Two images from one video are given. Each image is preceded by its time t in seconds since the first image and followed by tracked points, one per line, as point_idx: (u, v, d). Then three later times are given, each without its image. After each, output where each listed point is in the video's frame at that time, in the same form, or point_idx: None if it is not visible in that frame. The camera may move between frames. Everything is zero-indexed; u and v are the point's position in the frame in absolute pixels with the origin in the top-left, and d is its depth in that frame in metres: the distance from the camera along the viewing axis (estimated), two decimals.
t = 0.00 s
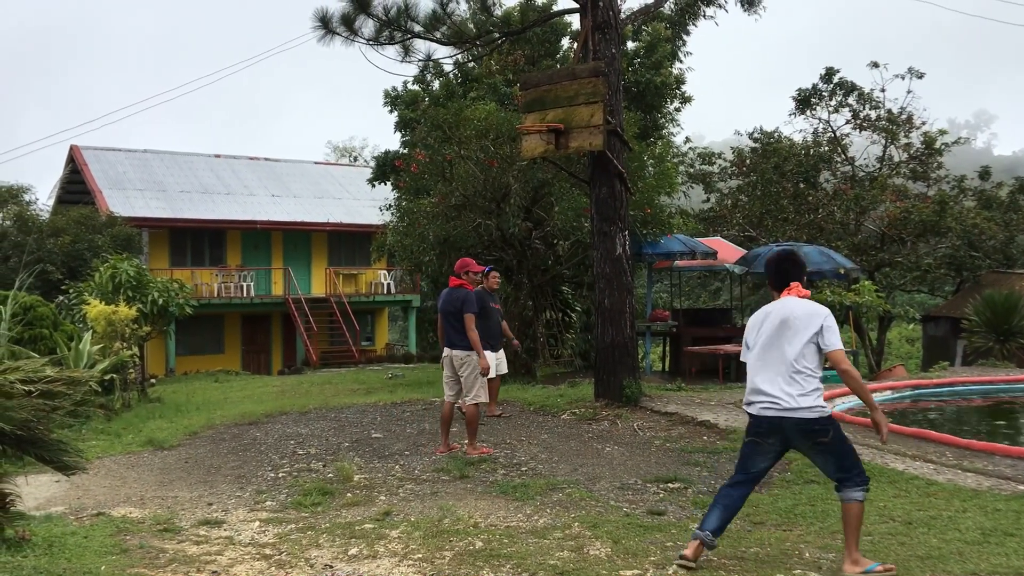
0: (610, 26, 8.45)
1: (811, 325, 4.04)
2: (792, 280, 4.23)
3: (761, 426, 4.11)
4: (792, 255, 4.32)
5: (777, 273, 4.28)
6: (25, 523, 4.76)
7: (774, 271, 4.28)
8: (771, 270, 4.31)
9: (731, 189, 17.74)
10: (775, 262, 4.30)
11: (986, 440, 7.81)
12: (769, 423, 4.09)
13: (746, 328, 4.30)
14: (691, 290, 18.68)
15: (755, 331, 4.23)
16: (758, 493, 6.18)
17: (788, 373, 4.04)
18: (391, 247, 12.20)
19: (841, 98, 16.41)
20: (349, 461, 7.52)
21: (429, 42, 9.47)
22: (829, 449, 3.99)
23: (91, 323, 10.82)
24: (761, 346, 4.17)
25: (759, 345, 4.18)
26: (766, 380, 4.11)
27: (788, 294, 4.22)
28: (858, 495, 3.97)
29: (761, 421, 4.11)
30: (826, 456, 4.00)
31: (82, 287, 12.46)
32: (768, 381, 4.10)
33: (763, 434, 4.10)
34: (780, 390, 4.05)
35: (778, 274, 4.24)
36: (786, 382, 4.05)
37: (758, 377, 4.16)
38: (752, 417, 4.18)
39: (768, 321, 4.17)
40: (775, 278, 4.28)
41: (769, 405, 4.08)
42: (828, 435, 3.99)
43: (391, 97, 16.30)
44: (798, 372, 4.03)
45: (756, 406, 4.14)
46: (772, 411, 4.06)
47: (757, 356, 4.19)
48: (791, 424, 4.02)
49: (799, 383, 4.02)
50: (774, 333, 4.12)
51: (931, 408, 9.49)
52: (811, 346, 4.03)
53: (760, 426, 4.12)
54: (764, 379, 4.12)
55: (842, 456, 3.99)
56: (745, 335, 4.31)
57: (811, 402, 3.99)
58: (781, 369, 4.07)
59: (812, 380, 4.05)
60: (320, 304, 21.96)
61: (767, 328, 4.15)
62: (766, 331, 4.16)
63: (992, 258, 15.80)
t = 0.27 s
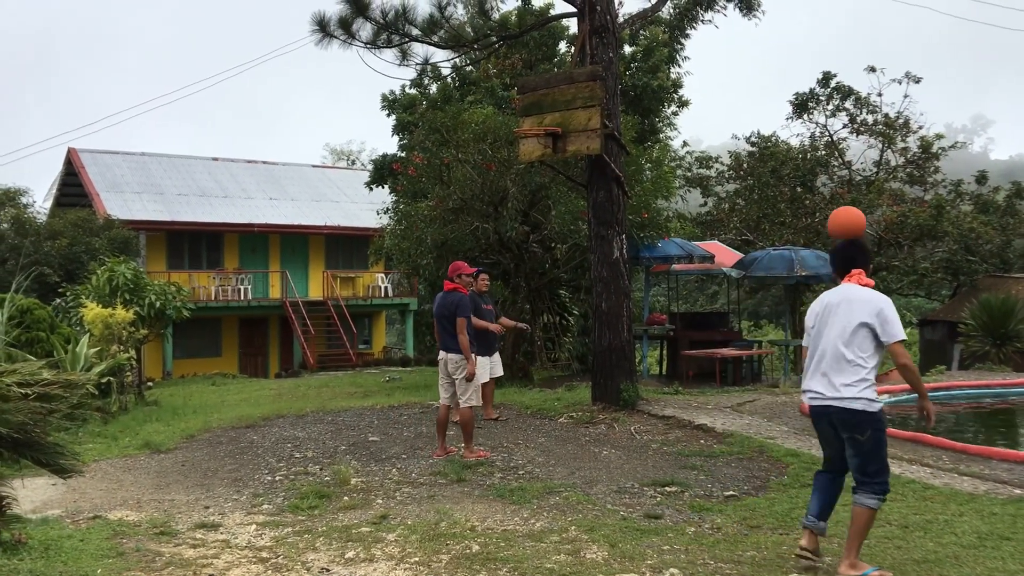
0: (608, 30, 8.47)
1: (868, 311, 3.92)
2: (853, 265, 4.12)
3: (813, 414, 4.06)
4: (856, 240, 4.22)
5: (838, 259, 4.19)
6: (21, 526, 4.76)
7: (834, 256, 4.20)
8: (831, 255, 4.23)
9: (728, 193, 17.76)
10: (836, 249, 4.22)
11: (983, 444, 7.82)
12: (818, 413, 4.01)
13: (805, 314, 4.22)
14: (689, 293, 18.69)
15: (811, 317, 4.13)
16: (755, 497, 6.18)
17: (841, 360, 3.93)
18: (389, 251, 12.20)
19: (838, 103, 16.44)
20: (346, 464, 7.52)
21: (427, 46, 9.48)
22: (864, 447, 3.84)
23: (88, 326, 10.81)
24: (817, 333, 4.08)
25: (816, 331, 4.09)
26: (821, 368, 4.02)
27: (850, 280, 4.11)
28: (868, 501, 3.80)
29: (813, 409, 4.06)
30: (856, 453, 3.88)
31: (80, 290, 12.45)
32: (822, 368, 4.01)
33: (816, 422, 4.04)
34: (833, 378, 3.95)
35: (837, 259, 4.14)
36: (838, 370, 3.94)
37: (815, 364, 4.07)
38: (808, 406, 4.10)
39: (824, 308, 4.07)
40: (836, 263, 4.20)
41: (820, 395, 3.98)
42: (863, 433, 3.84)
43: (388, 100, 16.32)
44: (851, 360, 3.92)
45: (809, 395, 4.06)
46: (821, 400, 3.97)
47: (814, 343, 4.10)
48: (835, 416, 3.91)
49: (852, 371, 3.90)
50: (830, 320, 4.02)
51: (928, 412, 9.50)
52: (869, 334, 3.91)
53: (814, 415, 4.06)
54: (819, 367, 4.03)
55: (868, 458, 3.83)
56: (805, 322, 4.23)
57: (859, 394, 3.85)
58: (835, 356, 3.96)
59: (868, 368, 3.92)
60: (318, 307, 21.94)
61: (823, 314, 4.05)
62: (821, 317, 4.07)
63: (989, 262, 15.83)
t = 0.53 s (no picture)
0: (600, 33, 8.48)
1: (895, 320, 4.02)
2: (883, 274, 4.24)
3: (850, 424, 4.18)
4: (887, 250, 4.32)
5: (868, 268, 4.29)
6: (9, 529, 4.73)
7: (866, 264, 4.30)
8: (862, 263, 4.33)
9: (719, 196, 17.81)
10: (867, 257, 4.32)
11: (972, 447, 7.86)
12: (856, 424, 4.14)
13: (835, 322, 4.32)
14: (680, 296, 18.73)
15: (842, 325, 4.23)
16: (745, 499, 6.20)
17: (873, 370, 4.04)
18: (381, 253, 12.20)
19: (829, 106, 16.51)
20: (338, 466, 7.51)
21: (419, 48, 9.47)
22: (904, 453, 3.96)
23: (78, 328, 10.75)
24: (847, 342, 4.19)
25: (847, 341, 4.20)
26: (853, 377, 4.14)
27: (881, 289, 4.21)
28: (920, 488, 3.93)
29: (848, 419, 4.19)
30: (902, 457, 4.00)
31: (70, 291, 12.39)
32: (854, 377, 4.12)
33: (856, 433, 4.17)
34: (866, 387, 4.06)
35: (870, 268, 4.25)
36: (869, 379, 4.06)
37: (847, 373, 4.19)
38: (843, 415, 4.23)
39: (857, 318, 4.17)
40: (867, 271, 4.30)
41: (854, 404, 4.11)
42: (901, 440, 3.96)
43: (381, 103, 16.32)
44: (883, 370, 4.02)
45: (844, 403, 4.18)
46: (856, 409, 4.10)
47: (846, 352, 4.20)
48: (871, 427, 4.04)
49: (883, 381, 4.01)
50: (861, 329, 4.13)
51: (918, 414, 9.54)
52: (900, 344, 4.01)
53: (851, 425, 4.19)
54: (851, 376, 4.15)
55: (911, 460, 3.96)
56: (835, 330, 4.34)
57: (892, 403, 3.97)
58: (867, 365, 4.07)
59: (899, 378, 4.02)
60: (309, 309, 21.90)
61: (854, 323, 4.15)
62: (853, 326, 4.17)
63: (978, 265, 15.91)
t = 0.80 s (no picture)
0: (584, 33, 8.51)
1: (939, 326, 4.14)
2: (923, 280, 4.31)
3: (867, 423, 4.21)
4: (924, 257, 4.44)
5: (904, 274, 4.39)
6: None
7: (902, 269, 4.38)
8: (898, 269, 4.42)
9: (703, 196, 17.89)
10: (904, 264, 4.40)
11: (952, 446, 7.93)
12: (875, 423, 4.17)
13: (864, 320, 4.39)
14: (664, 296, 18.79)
15: (875, 324, 4.31)
16: (729, 498, 6.23)
17: (903, 369, 4.11)
18: (365, 252, 12.18)
19: (812, 107, 16.61)
20: (321, 466, 7.48)
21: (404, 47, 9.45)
22: (927, 451, 4.01)
23: (59, 327, 10.65)
24: (878, 340, 4.26)
25: (878, 339, 4.27)
26: (878, 375, 4.20)
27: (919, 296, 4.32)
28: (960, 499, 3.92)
29: (865, 417, 4.22)
30: (923, 457, 4.04)
31: (51, 290, 12.27)
32: (880, 374, 4.18)
33: (872, 431, 4.19)
34: (891, 385, 4.12)
35: (908, 273, 4.31)
36: (896, 377, 4.12)
37: (872, 370, 4.24)
38: (859, 413, 4.26)
39: (892, 319, 4.26)
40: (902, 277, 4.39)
41: (876, 399, 4.15)
42: (926, 438, 4.00)
43: (365, 102, 16.29)
44: (914, 370, 4.09)
45: (863, 399, 4.22)
46: (877, 405, 4.14)
47: (875, 350, 4.27)
48: (894, 424, 4.08)
49: (912, 380, 4.07)
50: (897, 330, 4.22)
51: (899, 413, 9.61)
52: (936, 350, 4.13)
53: (867, 425, 4.21)
54: (876, 372, 4.21)
55: (934, 459, 4.00)
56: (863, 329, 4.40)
57: (922, 401, 4.03)
58: (896, 364, 4.14)
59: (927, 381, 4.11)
60: (293, 309, 21.81)
61: (891, 323, 4.24)
62: (887, 326, 4.26)
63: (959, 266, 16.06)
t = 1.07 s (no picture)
0: (562, 30, 8.52)
1: (956, 325, 4.18)
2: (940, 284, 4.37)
3: (878, 417, 4.25)
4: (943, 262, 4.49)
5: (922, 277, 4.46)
6: None
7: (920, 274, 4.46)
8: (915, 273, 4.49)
9: (680, 195, 17.99)
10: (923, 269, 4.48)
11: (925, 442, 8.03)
12: (887, 417, 4.21)
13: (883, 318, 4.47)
14: (641, 293, 18.87)
15: (894, 322, 4.38)
16: (704, 494, 6.27)
17: (917, 364, 4.16)
18: (342, 249, 12.15)
19: (787, 107, 16.74)
20: (297, 464, 7.45)
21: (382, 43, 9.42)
22: (938, 448, 4.05)
23: (31, 324, 10.50)
24: (895, 336, 4.33)
25: (895, 336, 4.34)
26: (892, 370, 4.26)
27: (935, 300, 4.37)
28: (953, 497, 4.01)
29: (876, 411, 4.27)
30: (931, 454, 4.08)
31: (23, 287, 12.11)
32: (895, 369, 4.24)
33: (883, 426, 4.23)
34: (904, 379, 4.18)
35: (929, 276, 4.40)
36: (909, 373, 4.17)
37: (888, 366, 4.30)
38: (872, 407, 4.32)
39: (910, 316, 4.33)
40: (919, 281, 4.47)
41: (889, 393, 4.20)
42: (939, 434, 4.05)
43: (342, 98, 16.22)
44: (927, 365, 4.14)
45: (876, 393, 4.28)
46: (889, 399, 4.19)
47: (891, 346, 4.34)
48: (907, 418, 4.12)
49: (925, 375, 4.12)
50: (914, 327, 4.28)
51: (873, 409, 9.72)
52: (952, 348, 4.17)
53: (878, 419, 4.25)
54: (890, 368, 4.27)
55: (943, 457, 4.04)
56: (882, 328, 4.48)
57: (937, 397, 4.07)
58: (911, 359, 4.20)
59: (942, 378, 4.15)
60: (269, 306, 21.67)
61: (908, 320, 4.31)
62: (904, 323, 4.33)
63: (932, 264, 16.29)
